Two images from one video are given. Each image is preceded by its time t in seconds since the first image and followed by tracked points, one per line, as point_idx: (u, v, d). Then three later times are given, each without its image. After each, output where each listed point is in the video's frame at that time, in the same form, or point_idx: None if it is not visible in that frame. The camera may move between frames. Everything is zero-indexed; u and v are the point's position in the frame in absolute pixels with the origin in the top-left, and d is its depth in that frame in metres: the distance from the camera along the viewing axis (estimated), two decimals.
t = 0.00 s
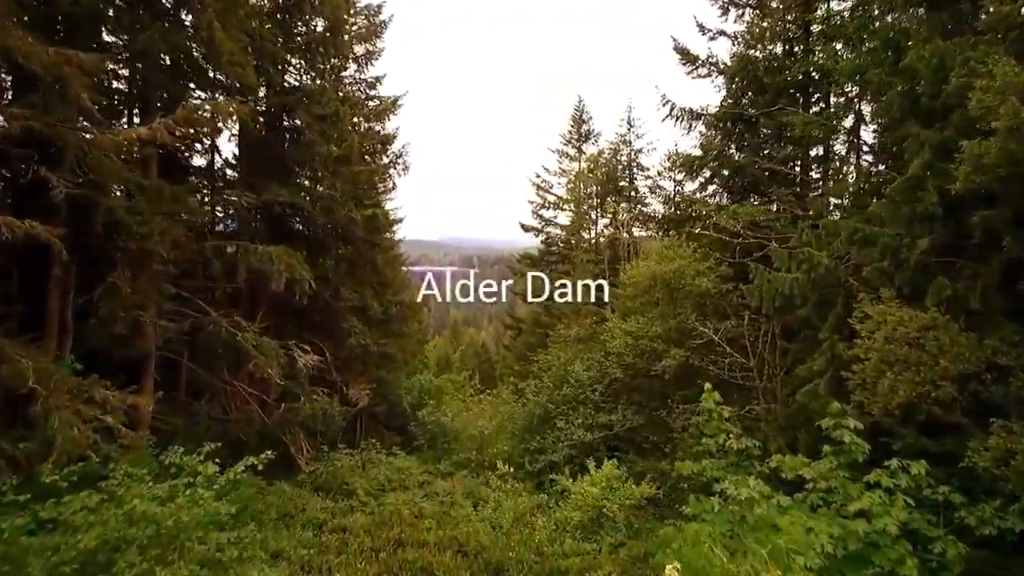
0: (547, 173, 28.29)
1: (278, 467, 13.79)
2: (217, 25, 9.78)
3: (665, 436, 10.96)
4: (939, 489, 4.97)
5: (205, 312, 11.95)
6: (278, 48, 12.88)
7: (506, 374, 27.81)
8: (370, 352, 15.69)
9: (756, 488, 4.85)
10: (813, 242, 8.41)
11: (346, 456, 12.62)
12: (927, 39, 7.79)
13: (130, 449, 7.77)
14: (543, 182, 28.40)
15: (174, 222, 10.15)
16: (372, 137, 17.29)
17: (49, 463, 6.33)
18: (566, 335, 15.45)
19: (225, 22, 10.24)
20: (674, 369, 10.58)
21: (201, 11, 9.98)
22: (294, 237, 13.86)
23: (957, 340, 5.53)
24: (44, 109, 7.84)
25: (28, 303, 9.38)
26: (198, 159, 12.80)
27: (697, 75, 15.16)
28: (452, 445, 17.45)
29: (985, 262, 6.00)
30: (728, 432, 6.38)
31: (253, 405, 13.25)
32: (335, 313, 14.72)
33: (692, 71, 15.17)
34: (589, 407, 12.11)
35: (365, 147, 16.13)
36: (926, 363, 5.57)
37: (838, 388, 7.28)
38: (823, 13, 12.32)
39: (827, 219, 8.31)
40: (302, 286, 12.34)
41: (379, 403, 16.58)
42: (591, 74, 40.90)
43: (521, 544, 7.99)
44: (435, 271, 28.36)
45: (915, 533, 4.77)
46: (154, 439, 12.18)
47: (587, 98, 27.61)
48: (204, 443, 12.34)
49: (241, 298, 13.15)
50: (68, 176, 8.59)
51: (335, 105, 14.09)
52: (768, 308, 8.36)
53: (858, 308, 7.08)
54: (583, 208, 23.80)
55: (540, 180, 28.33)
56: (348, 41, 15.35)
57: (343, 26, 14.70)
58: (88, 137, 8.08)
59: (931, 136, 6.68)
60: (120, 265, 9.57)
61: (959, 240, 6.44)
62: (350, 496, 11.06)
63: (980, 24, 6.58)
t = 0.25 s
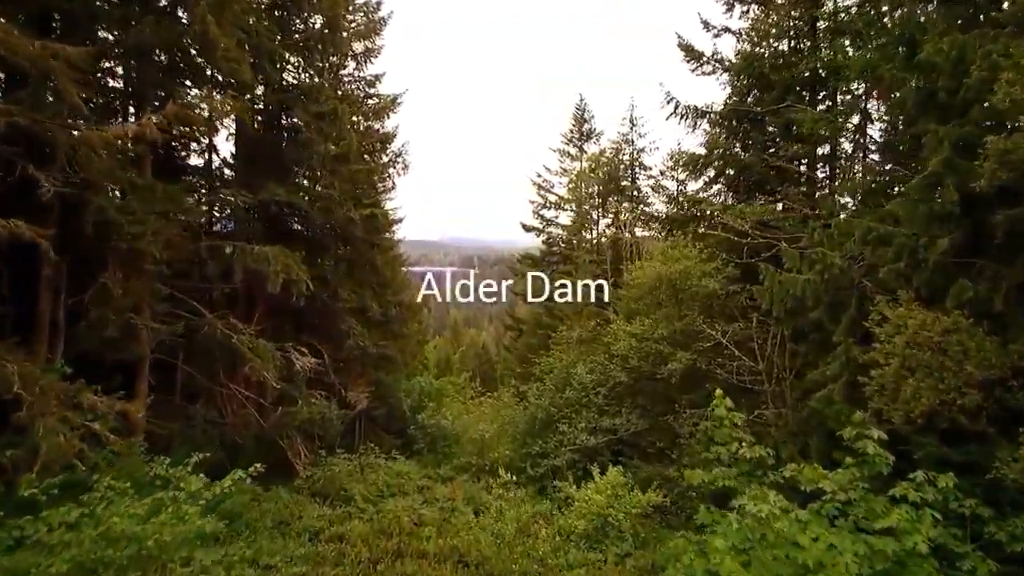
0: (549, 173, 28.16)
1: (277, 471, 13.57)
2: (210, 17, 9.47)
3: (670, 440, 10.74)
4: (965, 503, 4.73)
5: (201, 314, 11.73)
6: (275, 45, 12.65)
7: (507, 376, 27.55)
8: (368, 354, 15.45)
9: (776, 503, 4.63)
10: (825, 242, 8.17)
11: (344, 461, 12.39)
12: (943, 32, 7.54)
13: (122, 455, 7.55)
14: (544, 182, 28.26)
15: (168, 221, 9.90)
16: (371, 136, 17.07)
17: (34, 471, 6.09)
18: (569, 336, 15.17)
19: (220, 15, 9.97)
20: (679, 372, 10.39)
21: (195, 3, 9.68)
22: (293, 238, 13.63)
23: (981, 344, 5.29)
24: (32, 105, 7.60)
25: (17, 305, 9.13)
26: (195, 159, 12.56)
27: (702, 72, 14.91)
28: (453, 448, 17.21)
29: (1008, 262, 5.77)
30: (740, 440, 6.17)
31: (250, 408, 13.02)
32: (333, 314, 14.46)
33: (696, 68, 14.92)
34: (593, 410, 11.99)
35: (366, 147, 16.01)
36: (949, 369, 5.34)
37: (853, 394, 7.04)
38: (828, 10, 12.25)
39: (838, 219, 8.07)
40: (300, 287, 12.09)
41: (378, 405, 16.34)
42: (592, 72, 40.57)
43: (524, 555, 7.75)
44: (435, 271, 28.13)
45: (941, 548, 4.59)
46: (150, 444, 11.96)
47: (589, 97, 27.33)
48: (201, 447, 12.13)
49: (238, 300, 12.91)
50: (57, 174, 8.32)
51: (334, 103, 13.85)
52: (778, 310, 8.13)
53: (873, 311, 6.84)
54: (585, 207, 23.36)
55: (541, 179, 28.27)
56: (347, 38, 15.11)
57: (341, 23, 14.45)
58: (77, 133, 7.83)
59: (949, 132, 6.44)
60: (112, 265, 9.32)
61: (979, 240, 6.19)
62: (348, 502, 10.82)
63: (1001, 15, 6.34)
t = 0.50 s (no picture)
0: (550, 172, 27.95)
1: (274, 476, 13.34)
2: (203, 10, 9.17)
3: (675, 446, 10.51)
4: (995, 520, 4.49)
5: (195, 317, 11.48)
6: (271, 41, 12.38)
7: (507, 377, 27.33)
8: (367, 356, 15.21)
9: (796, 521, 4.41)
10: (837, 243, 7.92)
11: (342, 466, 12.15)
12: (961, 24, 7.29)
13: (112, 464, 7.32)
14: (545, 181, 28.03)
15: (158, 221, 9.61)
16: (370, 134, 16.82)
17: (16, 483, 5.84)
18: (570, 338, 14.88)
19: (212, 9, 9.67)
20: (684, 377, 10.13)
21: None
22: (289, 238, 13.38)
23: (1008, 351, 5.02)
24: (17, 101, 7.36)
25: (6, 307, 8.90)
26: (191, 159, 12.33)
27: (706, 70, 14.60)
28: (453, 451, 16.96)
29: None
30: (753, 450, 5.93)
31: (247, 412, 12.77)
32: (330, 315, 14.18)
33: (700, 65, 14.61)
34: (596, 415, 11.73)
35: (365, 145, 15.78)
36: (974, 378, 5.10)
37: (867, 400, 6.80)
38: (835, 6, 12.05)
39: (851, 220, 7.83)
40: (297, 289, 11.84)
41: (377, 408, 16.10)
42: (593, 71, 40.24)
43: (528, 568, 7.49)
44: (435, 272, 27.91)
45: (970, 567, 4.36)
46: (145, 449, 11.74)
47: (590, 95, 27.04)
48: (197, 453, 11.90)
49: (235, 302, 12.65)
50: (43, 173, 8.04)
51: (331, 101, 13.58)
52: (789, 314, 7.88)
53: (890, 315, 6.59)
54: (586, 207, 23.13)
55: (541, 179, 27.97)
56: (344, 34, 14.83)
57: (338, 19, 14.17)
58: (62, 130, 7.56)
59: (970, 129, 6.18)
60: (101, 268, 9.07)
61: (1001, 240, 5.98)
62: (347, 509, 10.58)
63: None
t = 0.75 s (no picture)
0: (551, 173, 27.80)
1: (271, 482, 13.12)
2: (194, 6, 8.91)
3: (680, 453, 10.30)
4: (1021, 541, 4.26)
5: (189, 320, 11.27)
6: (267, 38, 12.15)
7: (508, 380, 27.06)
8: (365, 360, 14.96)
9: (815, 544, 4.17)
10: (849, 246, 7.69)
11: (339, 473, 11.89)
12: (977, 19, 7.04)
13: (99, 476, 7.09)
14: (545, 182, 27.86)
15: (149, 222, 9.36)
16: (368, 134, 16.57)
17: None
18: (572, 340, 14.60)
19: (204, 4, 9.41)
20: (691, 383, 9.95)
21: None
22: (286, 240, 13.14)
23: None
24: None
25: None
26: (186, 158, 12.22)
27: (711, 68, 14.63)
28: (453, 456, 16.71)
29: None
30: (764, 463, 5.72)
31: (242, 418, 12.53)
32: (328, 318, 13.92)
33: (705, 63, 14.64)
34: (598, 420, 11.61)
35: (364, 145, 15.51)
36: (999, 389, 4.85)
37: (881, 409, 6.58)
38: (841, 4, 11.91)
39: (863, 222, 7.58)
40: (293, 292, 11.59)
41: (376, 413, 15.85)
42: (594, 70, 39.96)
43: None
44: (435, 272, 27.72)
45: None
46: (139, 455, 11.54)
47: (592, 95, 26.80)
48: (192, 458, 11.70)
49: (231, 306, 12.39)
50: (28, 172, 7.78)
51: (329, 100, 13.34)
52: (800, 319, 7.66)
53: (907, 322, 6.33)
54: (586, 208, 22.49)
55: (542, 179, 27.81)
56: (342, 32, 14.59)
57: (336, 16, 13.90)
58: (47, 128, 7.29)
59: (991, 127, 5.92)
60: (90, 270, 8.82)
61: None
62: (343, 519, 10.31)
63: None
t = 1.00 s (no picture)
0: (551, 173, 27.71)
1: (267, 489, 12.87)
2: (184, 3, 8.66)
3: (686, 463, 10.07)
4: None
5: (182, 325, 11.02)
6: (262, 37, 11.91)
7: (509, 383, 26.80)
8: (363, 364, 14.71)
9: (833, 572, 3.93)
10: (861, 251, 7.43)
11: (336, 481, 11.64)
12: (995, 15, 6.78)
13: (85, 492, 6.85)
14: (546, 182, 27.74)
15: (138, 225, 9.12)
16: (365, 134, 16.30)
17: None
18: (573, 344, 14.34)
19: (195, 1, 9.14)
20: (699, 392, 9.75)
21: None
22: (282, 243, 12.88)
23: None
24: None
25: None
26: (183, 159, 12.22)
27: (714, 67, 14.43)
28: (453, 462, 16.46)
29: None
30: (777, 481, 5.48)
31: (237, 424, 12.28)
32: (325, 322, 13.66)
33: (709, 62, 14.47)
34: (598, 427, 11.48)
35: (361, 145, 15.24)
36: None
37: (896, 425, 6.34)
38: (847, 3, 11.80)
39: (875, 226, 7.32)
40: (288, 296, 11.33)
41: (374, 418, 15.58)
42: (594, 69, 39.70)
43: None
44: (435, 272, 27.49)
45: None
46: (131, 463, 11.28)
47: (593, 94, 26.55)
48: (185, 466, 11.47)
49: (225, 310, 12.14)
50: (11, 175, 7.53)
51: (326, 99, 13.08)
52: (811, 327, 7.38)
53: (924, 332, 6.08)
54: (587, 209, 22.46)
55: (543, 180, 27.73)
56: (339, 30, 14.32)
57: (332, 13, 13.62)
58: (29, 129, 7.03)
59: (1012, 128, 5.66)
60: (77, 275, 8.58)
61: None
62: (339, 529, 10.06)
63: None
